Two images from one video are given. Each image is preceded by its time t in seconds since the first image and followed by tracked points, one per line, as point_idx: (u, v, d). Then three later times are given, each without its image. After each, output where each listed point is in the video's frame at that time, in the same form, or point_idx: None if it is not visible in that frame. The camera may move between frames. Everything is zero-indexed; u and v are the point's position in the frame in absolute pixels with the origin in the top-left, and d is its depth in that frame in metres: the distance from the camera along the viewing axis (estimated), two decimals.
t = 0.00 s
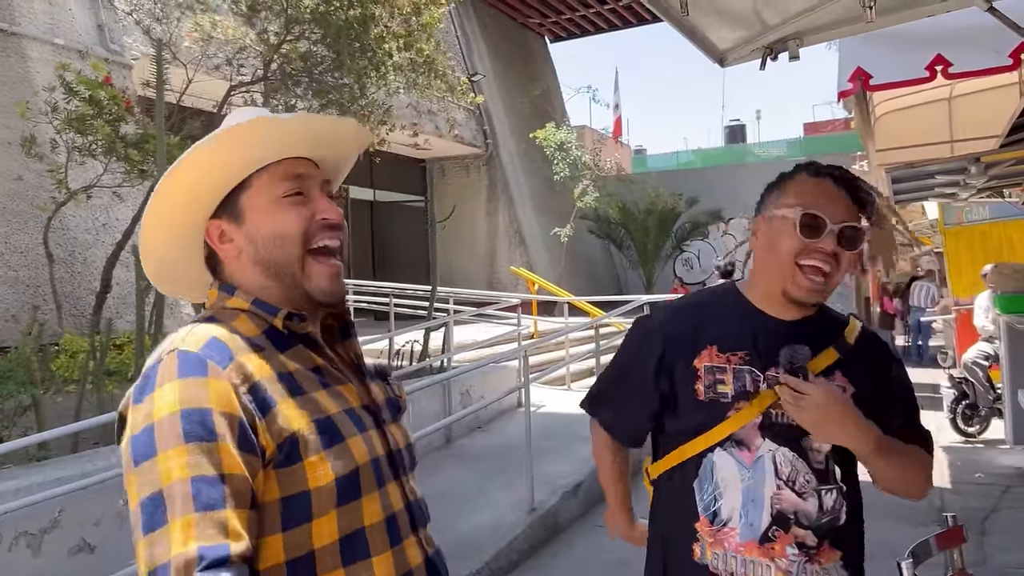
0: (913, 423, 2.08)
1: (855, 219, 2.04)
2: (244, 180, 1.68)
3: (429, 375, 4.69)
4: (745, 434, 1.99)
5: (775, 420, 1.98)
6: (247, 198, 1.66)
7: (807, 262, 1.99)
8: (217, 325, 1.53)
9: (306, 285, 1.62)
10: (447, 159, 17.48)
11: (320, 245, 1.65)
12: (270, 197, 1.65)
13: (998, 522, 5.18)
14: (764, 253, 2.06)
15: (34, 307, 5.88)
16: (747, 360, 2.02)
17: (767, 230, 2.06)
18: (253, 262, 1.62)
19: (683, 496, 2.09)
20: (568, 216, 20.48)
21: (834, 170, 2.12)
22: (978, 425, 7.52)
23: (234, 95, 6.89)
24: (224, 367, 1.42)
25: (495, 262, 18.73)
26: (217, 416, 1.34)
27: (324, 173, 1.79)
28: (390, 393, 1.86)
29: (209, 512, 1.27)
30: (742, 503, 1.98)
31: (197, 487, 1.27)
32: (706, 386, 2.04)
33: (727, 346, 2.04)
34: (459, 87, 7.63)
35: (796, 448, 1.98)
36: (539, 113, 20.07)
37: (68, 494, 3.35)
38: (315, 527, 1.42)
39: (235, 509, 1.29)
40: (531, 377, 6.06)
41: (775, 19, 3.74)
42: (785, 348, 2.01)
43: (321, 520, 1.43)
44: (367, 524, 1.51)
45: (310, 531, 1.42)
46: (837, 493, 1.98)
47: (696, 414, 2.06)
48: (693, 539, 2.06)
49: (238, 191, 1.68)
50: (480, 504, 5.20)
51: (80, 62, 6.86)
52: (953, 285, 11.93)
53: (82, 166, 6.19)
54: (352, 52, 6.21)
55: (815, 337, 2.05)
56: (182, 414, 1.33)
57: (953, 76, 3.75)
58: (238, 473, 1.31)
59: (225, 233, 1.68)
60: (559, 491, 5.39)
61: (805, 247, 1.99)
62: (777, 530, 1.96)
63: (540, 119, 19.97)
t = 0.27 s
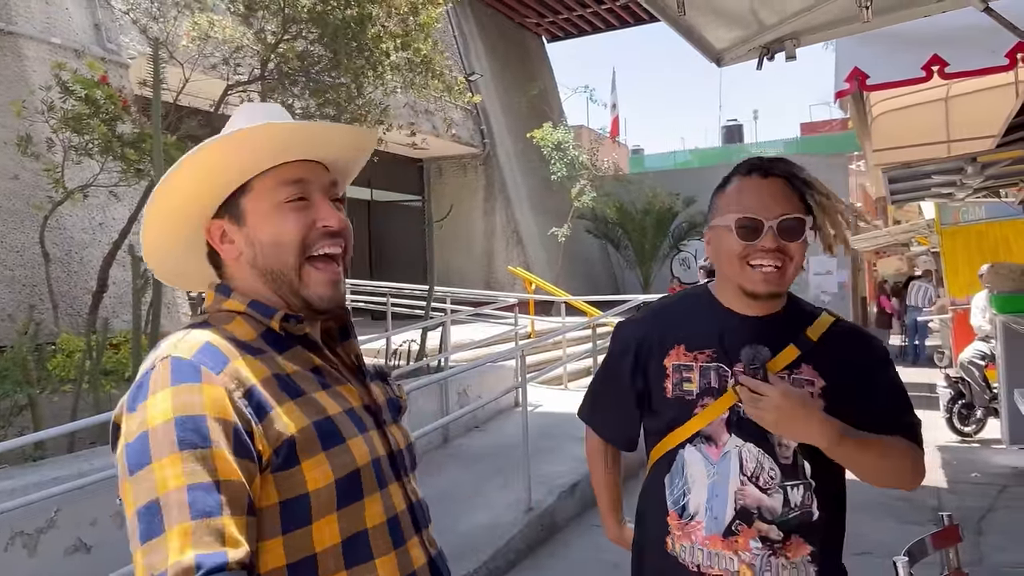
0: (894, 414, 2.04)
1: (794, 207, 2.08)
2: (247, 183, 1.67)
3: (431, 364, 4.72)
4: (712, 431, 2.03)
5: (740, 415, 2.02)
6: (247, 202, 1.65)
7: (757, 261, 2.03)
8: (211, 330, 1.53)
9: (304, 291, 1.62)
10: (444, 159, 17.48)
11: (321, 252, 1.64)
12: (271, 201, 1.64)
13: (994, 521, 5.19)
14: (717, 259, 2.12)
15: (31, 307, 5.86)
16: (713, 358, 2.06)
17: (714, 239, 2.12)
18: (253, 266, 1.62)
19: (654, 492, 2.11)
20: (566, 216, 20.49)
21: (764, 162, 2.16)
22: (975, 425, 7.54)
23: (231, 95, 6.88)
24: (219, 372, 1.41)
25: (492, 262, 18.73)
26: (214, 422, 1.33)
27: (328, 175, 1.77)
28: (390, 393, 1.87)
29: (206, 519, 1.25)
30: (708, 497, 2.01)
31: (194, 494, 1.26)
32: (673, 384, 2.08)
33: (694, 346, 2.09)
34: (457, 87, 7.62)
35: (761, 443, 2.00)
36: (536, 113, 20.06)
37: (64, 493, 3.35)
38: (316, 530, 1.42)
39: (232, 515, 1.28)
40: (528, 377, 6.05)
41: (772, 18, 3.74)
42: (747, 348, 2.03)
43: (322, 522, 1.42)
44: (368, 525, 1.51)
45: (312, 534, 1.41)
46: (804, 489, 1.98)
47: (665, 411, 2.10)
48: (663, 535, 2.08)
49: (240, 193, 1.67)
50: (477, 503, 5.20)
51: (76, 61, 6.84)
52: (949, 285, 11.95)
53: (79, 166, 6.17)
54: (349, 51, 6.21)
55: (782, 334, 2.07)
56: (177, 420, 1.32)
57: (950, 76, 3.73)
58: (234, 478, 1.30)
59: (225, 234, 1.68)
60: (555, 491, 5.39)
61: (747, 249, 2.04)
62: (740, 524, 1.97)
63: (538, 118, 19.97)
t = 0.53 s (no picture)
0: (844, 399, 2.00)
1: (722, 201, 2.03)
2: (337, 171, 1.63)
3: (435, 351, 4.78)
4: (669, 425, 2.03)
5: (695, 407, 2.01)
6: (338, 189, 1.63)
7: (693, 261, 2.02)
8: (250, 325, 1.48)
9: (373, 285, 1.67)
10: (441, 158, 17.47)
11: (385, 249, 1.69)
12: (359, 194, 1.65)
13: (989, 520, 5.20)
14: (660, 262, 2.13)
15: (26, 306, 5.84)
16: (670, 354, 2.05)
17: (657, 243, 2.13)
18: (334, 254, 1.60)
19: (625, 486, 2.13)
20: (562, 216, 20.49)
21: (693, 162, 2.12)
22: (970, 424, 7.55)
23: (228, 93, 6.86)
24: (256, 380, 1.38)
25: (489, 262, 18.72)
26: (243, 432, 1.32)
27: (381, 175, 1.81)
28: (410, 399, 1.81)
29: (223, 530, 1.28)
30: (667, 491, 2.02)
31: (213, 505, 1.28)
32: (633, 381, 2.09)
33: (652, 343, 2.08)
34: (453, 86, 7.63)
35: (715, 436, 1.98)
36: (532, 112, 20.06)
37: (59, 493, 3.33)
38: (321, 544, 1.41)
39: (247, 528, 1.30)
40: (524, 376, 6.04)
41: (768, 18, 3.75)
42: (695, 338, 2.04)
43: (327, 536, 1.41)
44: (370, 544, 1.48)
45: (315, 545, 1.40)
46: (759, 477, 1.96)
47: (627, 408, 2.11)
48: (632, 527, 2.10)
49: (328, 178, 1.62)
50: (473, 503, 5.19)
51: (72, 60, 6.81)
52: (945, 285, 11.98)
53: (74, 164, 6.15)
54: (346, 51, 6.21)
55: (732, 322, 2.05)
56: (210, 427, 1.31)
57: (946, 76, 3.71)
58: (255, 491, 1.31)
59: (304, 216, 1.60)
60: (550, 490, 5.39)
61: (679, 252, 2.03)
62: (697, 515, 1.97)
63: (535, 118, 19.96)
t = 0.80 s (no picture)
0: (807, 398, 1.94)
1: (678, 209, 2.01)
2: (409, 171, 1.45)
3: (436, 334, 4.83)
4: (638, 431, 1.98)
5: (663, 412, 1.96)
6: (408, 189, 1.45)
7: (653, 268, 1.98)
8: (318, 325, 1.27)
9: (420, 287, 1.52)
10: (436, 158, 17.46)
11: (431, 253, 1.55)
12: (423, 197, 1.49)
13: (982, 519, 5.21)
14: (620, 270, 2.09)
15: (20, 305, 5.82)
16: (637, 361, 2.01)
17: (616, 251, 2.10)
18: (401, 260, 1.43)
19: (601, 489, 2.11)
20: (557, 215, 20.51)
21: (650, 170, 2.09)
22: (963, 423, 7.57)
23: (222, 92, 6.85)
24: (331, 386, 1.19)
25: (484, 261, 18.73)
26: (314, 440, 1.14)
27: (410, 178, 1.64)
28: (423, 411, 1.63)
29: (277, 536, 1.10)
30: (637, 493, 1.98)
31: (276, 511, 1.09)
32: (603, 389, 2.04)
33: (621, 350, 2.04)
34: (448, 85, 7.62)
35: (681, 439, 1.94)
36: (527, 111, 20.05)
37: (51, 493, 3.31)
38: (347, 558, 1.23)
39: (298, 537, 1.12)
40: (519, 376, 6.02)
41: (763, 17, 3.75)
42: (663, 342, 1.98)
43: (355, 550, 1.23)
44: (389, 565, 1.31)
45: (342, 560, 1.22)
46: (726, 478, 1.92)
47: (599, 415, 2.06)
48: (609, 528, 2.07)
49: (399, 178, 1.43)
50: (468, 502, 5.19)
51: (65, 58, 6.79)
52: (938, 285, 12.03)
53: (67, 163, 6.13)
54: (341, 51, 6.21)
55: (696, 324, 2.00)
56: (286, 429, 1.11)
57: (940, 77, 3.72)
58: (313, 501, 1.13)
59: (379, 216, 1.39)
60: (545, 490, 5.37)
61: (638, 260, 2.00)
62: (667, 516, 1.94)
63: (530, 117, 19.96)
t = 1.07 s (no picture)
0: (799, 396, 1.95)
1: (677, 209, 2.01)
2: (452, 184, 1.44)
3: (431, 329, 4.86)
4: (626, 428, 2.00)
5: (649, 411, 1.98)
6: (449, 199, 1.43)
7: (650, 267, 1.99)
8: (356, 319, 1.28)
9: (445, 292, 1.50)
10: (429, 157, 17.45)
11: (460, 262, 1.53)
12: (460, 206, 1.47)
13: (972, 518, 5.24)
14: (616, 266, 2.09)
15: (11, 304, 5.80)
16: (625, 359, 2.03)
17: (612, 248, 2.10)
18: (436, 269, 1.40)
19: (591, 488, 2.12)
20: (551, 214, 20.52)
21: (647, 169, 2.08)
22: (955, 422, 7.60)
23: (215, 91, 6.83)
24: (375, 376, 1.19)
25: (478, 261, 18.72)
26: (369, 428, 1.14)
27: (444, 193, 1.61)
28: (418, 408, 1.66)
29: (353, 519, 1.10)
30: (625, 491, 1.99)
31: (350, 494, 1.09)
32: (592, 386, 2.05)
33: (610, 348, 2.05)
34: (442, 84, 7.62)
35: (667, 437, 1.95)
36: (521, 110, 20.04)
37: (43, 493, 3.29)
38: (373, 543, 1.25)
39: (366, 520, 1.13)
40: (512, 375, 6.03)
41: (755, 18, 3.76)
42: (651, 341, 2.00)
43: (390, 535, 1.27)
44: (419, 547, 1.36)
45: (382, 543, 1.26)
46: (713, 477, 1.92)
47: (588, 412, 2.08)
48: (599, 526, 2.08)
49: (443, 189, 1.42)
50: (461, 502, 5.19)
51: (56, 56, 6.76)
52: (930, 285, 12.08)
53: (59, 162, 6.10)
54: (334, 50, 6.21)
55: (686, 323, 2.01)
56: (349, 416, 1.11)
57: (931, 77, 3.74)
58: (377, 483, 1.14)
59: (422, 221, 1.36)
60: (538, 489, 5.38)
61: (635, 258, 2.00)
62: (654, 514, 1.94)
63: (524, 116, 19.96)
